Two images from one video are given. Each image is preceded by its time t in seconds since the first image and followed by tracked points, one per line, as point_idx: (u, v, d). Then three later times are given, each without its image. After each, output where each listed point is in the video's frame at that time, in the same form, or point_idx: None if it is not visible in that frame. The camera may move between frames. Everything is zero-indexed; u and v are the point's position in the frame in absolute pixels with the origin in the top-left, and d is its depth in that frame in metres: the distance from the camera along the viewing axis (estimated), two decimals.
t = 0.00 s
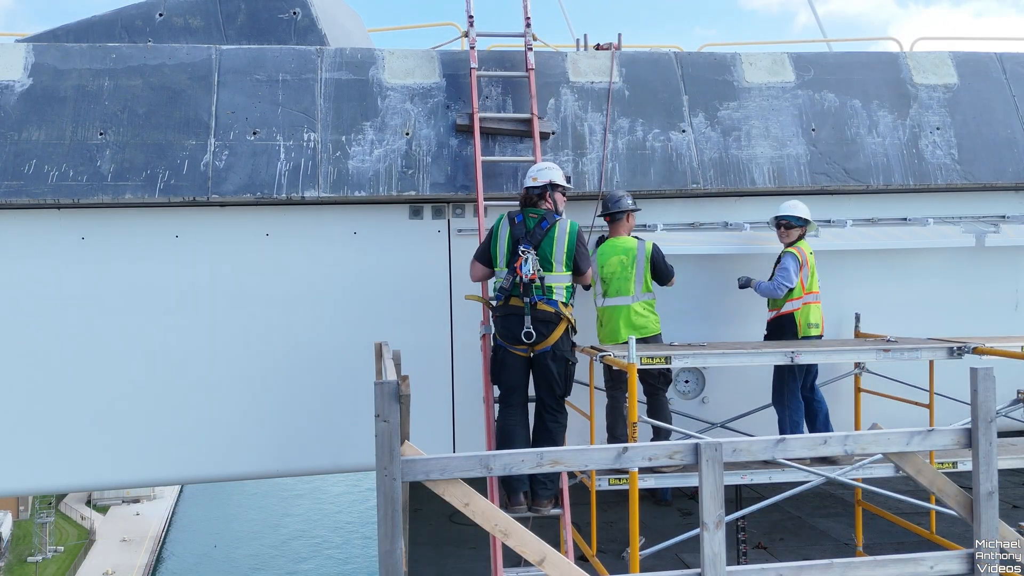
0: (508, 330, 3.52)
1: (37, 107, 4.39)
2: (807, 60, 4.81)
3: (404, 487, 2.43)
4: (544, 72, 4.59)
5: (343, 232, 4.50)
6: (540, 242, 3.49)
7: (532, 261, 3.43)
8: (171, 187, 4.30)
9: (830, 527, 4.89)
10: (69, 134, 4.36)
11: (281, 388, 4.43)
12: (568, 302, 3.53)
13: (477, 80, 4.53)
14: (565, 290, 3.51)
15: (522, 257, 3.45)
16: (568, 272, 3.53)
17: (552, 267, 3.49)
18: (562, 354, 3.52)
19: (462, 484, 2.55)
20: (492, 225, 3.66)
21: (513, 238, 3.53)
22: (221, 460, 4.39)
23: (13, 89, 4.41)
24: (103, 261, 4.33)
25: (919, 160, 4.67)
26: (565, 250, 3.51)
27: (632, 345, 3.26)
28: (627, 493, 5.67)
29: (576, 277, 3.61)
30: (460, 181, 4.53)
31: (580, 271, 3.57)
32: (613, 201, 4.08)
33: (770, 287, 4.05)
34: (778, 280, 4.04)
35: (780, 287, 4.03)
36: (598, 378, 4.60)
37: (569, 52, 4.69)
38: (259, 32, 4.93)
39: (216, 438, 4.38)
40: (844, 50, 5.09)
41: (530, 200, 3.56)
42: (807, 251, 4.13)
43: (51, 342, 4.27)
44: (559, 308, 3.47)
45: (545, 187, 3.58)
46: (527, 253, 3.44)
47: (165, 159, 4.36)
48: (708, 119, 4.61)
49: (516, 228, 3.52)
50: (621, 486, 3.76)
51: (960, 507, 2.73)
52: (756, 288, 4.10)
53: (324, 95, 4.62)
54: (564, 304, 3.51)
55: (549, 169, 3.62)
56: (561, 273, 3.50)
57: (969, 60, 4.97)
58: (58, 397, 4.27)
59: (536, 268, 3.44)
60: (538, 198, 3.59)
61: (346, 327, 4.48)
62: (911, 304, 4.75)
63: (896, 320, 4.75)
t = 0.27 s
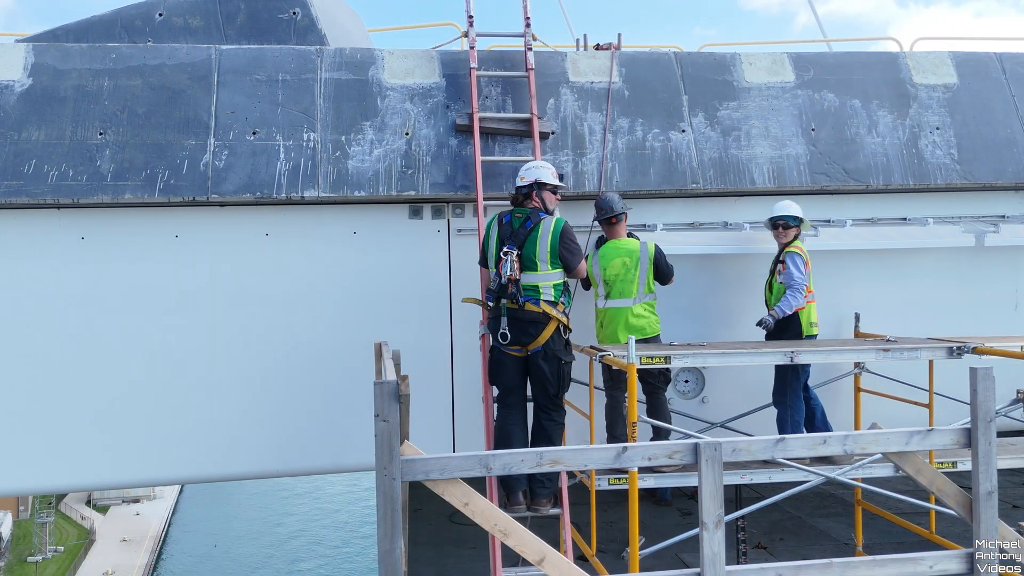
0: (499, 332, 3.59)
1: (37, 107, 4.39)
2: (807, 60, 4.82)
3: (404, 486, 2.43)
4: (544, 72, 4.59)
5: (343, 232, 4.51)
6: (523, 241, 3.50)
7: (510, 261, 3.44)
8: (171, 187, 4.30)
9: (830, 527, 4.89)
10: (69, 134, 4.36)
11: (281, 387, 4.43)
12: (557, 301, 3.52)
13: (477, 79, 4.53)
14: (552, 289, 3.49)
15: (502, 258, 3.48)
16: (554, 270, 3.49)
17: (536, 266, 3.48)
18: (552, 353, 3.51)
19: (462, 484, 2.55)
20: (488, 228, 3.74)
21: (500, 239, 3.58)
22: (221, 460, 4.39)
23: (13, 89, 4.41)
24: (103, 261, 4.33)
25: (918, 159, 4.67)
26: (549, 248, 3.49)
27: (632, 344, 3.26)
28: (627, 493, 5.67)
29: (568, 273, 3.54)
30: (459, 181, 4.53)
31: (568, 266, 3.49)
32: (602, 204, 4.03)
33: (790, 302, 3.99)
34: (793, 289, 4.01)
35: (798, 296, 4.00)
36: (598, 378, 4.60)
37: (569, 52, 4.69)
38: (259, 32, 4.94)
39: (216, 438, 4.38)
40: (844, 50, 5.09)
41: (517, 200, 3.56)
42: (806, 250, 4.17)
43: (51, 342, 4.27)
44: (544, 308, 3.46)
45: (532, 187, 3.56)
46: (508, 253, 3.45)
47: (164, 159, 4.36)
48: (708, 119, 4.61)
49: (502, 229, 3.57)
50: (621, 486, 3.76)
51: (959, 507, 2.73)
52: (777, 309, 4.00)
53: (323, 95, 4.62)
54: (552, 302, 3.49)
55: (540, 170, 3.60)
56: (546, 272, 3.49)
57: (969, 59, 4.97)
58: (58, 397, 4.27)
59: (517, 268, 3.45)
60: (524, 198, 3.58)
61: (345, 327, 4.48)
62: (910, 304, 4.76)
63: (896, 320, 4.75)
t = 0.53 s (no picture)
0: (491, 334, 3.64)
1: (37, 107, 4.39)
2: (806, 60, 4.82)
3: (403, 486, 2.43)
4: (544, 72, 4.59)
5: (343, 232, 4.51)
6: (503, 240, 3.52)
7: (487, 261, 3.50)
8: (171, 187, 4.30)
9: (830, 527, 4.89)
10: (69, 134, 4.36)
11: (281, 387, 4.43)
12: (540, 299, 3.48)
13: (477, 79, 4.53)
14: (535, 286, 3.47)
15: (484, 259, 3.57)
16: (534, 267, 3.46)
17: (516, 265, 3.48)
18: (541, 352, 3.48)
19: (462, 484, 2.55)
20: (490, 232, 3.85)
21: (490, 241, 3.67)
22: (221, 460, 4.39)
23: (13, 89, 4.41)
24: (104, 261, 4.33)
25: (918, 160, 4.68)
26: (527, 246, 3.45)
27: (631, 344, 3.26)
28: (627, 493, 5.67)
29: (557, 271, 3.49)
30: (459, 181, 4.53)
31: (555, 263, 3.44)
32: (596, 206, 4.04)
33: (800, 306, 3.92)
34: (800, 292, 3.96)
35: (805, 299, 3.96)
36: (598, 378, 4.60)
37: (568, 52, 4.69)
38: (259, 32, 4.94)
39: (216, 438, 4.38)
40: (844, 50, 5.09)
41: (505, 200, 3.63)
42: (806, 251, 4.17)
43: (51, 342, 4.27)
44: (526, 306, 3.46)
45: (518, 187, 3.61)
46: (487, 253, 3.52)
47: (164, 159, 4.36)
48: (708, 119, 4.62)
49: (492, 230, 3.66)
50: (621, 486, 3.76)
51: (959, 507, 2.73)
52: (791, 317, 3.88)
53: (323, 95, 4.62)
54: (535, 301, 3.47)
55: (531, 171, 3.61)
56: (527, 270, 3.47)
57: (969, 60, 4.97)
58: (58, 397, 4.27)
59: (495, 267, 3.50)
60: (513, 198, 3.65)
61: (345, 327, 4.49)
62: (910, 304, 4.76)
63: (896, 320, 4.75)
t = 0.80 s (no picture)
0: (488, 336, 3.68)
1: (37, 107, 4.40)
2: (806, 60, 4.82)
3: (403, 487, 2.43)
4: (543, 72, 4.60)
5: (343, 232, 4.51)
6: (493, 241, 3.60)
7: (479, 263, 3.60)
8: (171, 187, 4.30)
9: (830, 527, 4.89)
10: (69, 134, 4.37)
11: (281, 388, 4.43)
12: (532, 298, 3.50)
13: (477, 80, 4.54)
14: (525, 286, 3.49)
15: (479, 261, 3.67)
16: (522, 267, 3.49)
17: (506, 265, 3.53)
18: (532, 352, 3.48)
19: (462, 484, 2.55)
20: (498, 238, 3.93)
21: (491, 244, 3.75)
22: (220, 460, 4.39)
23: (13, 89, 4.41)
24: (104, 261, 4.33)
25: (918, 160, 4.68)
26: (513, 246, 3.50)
27: (631, 344, 3.26)
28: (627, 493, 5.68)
29: (545, 274, 3.46)
30: (459, 181, 4.53)
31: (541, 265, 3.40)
32: (595, 205, 4.05)
33: (800, 307, 3.93)
34: (800, 293, 3.97)
35: (805, 300, 3.96)
36: (598, 378, 4.61)
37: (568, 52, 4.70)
38: (259, 32, 4.94)
39: (216, 437, 4.38)
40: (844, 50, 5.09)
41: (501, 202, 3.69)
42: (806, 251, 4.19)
43: (51, 342, 4.28)
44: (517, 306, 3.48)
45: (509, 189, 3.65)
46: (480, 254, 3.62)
47: (164, 159, 4.36)
48: (708, 119, 4.62)
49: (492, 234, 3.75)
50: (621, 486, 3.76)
51: (958, 506, 2.73)
52: (791, 317, 3.88)
53: (323, 96, 4.62)
54: (527, 300, 3.49)
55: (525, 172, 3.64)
56: (516, 269, 3.50)
57: (969, 60, 4.97)
58: (58, 397, 4.28)
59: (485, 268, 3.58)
60: (508, 200, 3.68)
61: (345, 327, 4.49)
62: (910, 305, 4.76)
63: (897, 320, 4.75)
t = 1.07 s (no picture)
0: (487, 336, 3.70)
1: (38, 107, 4.40)
2: (806, 60, 4.83)
3: (403, 486, 2.44)
4: (543, 72, 4.60)
5: (344, 232, 4.52)
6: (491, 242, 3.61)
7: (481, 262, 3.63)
8: (171, 187, 4.31)
9: (830, 527, 4.89)
10: (70, 135, 4.37)
11: (281, 388, 4.44)
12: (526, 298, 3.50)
13: (478, 80, 4.54)
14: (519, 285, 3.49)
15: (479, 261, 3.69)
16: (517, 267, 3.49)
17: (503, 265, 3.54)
18: (526, 352, 3.49)
19: (462, 484, 2.56)
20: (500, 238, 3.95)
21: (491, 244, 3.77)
22: (221, 460, 4.39)
23: (14, 89, 4.42)
24: (104, 261, 4.34)
25: (918, 160, 4.69)
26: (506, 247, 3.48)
27: (631, 344, 3.26)
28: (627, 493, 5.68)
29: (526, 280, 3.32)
30: (459, 181, 4.54)
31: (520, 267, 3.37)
32: (595, 206, 4.06)
33: (800, 307, 3.93)
34: (801, 293, 3.97)
35: (806, 300, 3.97)
36: (598, 378, 4.61)
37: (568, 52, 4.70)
38: (260, 32, 4.95)
39: (216, 437, 4.39)
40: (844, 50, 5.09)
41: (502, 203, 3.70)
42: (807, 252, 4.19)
43: (51, 341, 4.28)
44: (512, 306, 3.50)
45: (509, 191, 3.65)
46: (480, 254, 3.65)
47: (165, 159, 4.37)
48: (708, 119, 4.63)
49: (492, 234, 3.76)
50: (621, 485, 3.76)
51: (957, 506, 2.74)
52: (791, 317, 3.89)
53: (324, 96, 4.63)
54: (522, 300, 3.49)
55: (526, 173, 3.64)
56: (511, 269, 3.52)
57: (969, 60, 4.98)
58: (58, 397, 4.28)
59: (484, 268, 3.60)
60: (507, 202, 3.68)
61: (346, 327, 4.49)
62: (910, 304, 4.77)
63: (896, 320, 4.76)
